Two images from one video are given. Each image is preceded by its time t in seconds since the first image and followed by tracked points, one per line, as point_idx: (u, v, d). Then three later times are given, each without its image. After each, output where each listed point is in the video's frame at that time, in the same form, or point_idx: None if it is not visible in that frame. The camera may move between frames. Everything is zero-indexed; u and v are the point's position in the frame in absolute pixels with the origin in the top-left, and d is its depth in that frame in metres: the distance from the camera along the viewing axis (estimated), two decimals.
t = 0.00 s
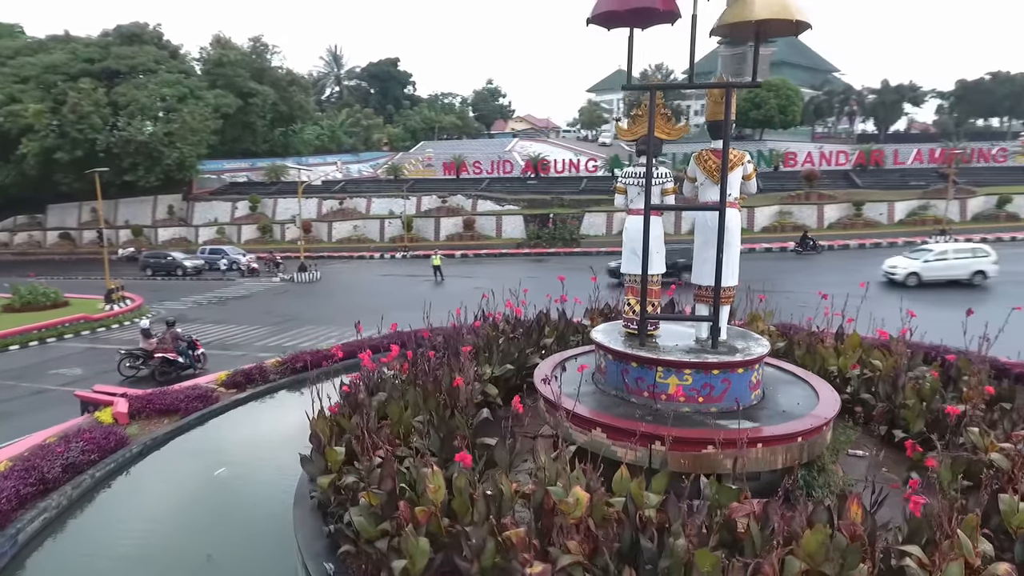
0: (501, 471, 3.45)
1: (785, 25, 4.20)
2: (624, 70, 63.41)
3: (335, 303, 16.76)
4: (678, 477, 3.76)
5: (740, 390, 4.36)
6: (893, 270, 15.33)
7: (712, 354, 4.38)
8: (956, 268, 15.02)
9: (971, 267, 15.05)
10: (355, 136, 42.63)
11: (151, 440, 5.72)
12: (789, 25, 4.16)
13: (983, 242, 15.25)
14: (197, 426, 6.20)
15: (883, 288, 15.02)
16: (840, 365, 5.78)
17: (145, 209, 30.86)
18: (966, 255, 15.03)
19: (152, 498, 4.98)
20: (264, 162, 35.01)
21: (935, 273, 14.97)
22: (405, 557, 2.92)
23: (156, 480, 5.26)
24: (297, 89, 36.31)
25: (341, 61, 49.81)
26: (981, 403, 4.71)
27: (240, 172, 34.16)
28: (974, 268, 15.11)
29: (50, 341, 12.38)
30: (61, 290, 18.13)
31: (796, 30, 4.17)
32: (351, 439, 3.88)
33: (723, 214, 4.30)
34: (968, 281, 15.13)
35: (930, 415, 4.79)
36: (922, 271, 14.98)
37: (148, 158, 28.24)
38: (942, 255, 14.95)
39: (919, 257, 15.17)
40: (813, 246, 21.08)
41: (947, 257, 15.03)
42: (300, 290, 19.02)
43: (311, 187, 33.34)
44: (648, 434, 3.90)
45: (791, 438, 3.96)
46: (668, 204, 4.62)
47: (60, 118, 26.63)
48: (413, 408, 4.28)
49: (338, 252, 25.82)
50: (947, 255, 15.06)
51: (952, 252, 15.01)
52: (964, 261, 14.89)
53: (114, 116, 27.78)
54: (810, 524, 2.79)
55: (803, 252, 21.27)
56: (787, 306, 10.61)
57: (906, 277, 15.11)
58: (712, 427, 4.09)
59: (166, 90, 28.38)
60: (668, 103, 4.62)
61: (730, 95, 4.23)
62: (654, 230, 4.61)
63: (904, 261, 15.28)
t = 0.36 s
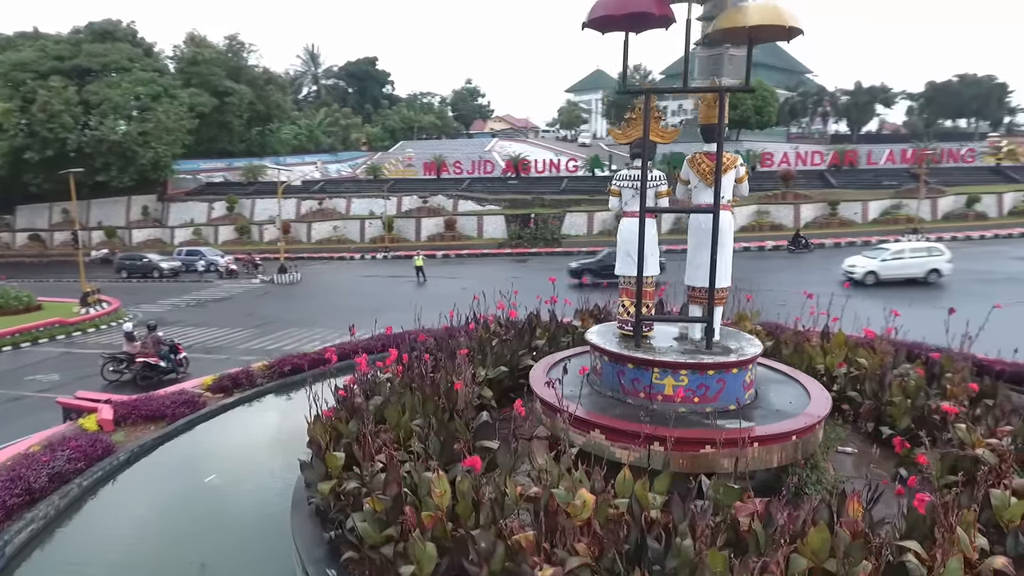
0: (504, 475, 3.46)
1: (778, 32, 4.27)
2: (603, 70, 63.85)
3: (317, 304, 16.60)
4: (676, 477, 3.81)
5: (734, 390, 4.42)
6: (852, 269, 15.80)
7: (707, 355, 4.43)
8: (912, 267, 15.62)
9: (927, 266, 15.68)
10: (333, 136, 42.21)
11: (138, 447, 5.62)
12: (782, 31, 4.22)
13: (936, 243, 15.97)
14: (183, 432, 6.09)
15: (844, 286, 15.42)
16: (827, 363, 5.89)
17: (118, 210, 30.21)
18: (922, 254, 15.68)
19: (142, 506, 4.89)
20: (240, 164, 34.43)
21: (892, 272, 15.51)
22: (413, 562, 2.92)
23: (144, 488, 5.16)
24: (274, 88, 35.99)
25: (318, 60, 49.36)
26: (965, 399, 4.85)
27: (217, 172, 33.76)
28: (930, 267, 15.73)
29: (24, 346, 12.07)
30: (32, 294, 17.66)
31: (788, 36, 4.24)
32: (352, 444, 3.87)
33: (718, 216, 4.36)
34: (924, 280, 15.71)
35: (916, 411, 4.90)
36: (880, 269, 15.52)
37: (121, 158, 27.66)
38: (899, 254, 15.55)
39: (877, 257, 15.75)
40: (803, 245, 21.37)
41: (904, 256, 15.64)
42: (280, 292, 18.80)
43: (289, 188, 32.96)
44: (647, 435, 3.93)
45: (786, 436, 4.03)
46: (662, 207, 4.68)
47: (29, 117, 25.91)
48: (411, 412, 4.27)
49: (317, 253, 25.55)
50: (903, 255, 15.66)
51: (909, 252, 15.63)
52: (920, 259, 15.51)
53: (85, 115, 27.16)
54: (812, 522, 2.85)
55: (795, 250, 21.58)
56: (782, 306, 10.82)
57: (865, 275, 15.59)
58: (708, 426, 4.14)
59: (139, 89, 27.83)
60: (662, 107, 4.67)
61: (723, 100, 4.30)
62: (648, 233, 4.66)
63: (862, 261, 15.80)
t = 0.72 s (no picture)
0: (503, 478, 3.47)
1: (762, 40, 4.40)
2: (569, 71, 64.31)
3: (287, 307, 16.33)
4: (670, 475, 3.87)
5: (721, 389, 4.51)
6: (795, 267, 16.26)
7: (696, 355, 4.52)
8: (853, 265, 16.16)
9: (865, 264, 16.26)
10: (299, 135, 41.49)
11: (115, 458, 5.45)
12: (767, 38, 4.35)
13: (873, 243, 16.59)
14: (161, 442, 5.93)
15: (788, 285, 15.88)
16: (804, 361, 6.06)
17: (75, 211, 28.99)
18: (860, 253, 16.27)
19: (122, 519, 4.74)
20: (204, 163, 34.15)
21: (832, 271, 16.03)
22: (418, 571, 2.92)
23: (123, 501, 5.01)
24: (237, 87, 35.31)
25: (283, 58, 48.58)
26: (937, 394, 5.06)
27: (178, 173, 33.05)
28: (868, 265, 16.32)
29: None
30: None
31: (773, 44, 4.37)
32: (347, 451, 3.83)
33: (704, 219, 4.46)
34: (863, 277, 16.27)
35: (891, 406, 5.08)
36: (821, 268, 16.02)
37: (78, 157, 26.76)
38: (839, 253, 16.06)
39: (818, 255, 16.25)
40: (791, 242, 21.83)
41: (844, 255, 16.17)
42: (249, 295, 18.45)
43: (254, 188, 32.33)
44: (641, 435, 3.98)
45: (772, 433, 4.13)
46: (650, 211, 4.76)
47: None
48: (405, 417, 4.26)
49: (284, 254, 25.13)
50: (843, 254, 16.18)
51: (848, 251, 16.16)
52: (859, 258, 16.08)
53: (39, 113, 26.21)
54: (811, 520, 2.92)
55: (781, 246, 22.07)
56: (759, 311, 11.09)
57: (807, 273, 16.04)
58: (698, 425, 4.21)
59: (97, 86, 26.96)
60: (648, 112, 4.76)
61: (710, 104, 4.44)
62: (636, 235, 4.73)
63: (804, 260, 16.24)
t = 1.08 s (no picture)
0: (502, 482, 3.49)
1: (742, 47, 4.52)
2: (534, 71, 64.64)
3: (254, 310, 16.03)
4: (662, 474, 3.94)
5: (707, 389, 4.60)
6: (739, 267, 16.70)
7: (682, 355, 4.61)
8: (792, 264, 16.54)
9: (805, 263, 16.69)
10: (261, 134, 40.63)
11: (90, 470, 5.30)
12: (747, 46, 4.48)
13: (813, 242, 16.98)
14: (138, 451, 5.77)
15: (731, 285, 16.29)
16: (781, 359, 6.23)
17: (25, 214, 27.64)
18: (800, 253, 16.64)
19: (103, 533, 4.61)
20: (162, 163, 33.31)
21: (772, 270, 16.44)
22: None
23: (101, 514, 4.86)
24: (197, 85, 34.53)
25: (243, 56, 47.65)
26: (909, 388, 5.27)
27: (135, 173, 32.09)
28: (808, 264, 16.76)
29: None
30: None
31: (752, 51, 4.50)
32: (341, 459, 3.81)
33: (689, 222, 4.55)
34: (803, 276, 16.70)
35: (866, 401, 5.26)
36: (763, 267, 16.46)
37: (30, 157, 25.77)
38: (779, 253, 16.45)
39: (760, 255, 16.66)
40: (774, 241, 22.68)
41: (784, 255, 16.56)
42: (215, 298, 18.04)
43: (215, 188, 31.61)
44: (633, 435, 4.05)
45: (759, 431, 4.23)
46: (636, 213, 4.85)
47: None
48: (396, 422, 4.25)
49: (249, 256, 24.63)
50: (782, 253, 16.58)
51: (788, 251, 16.54)
52: (798, 257, 16.46)
53: None
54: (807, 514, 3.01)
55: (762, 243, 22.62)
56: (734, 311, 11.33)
57: (750, 273, 16.55)
58: (687, 424, 4.29)
59: (49, 83, 26.04)
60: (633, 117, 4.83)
61: (692, 109, 4.53)
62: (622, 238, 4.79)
63: (747, 259, 16.70)
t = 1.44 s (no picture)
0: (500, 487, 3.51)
1: (723, 54, 4.64)
2: (497, 72, 64.78)
3: (220, 314, 15.64)
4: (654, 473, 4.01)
5: (692, 389, 4.70)
6: (684, 266, 17.08)
7: (668, 356, 4.69)
8: (735, 263, 16.99)
9: (748, 263, 17.13)
10: (220, 134, 39.58)
11: (63, 485, 5.11)
12: (727, 53, 4.60)
13: (756, 241, 17.39)
14: (112, 464, 5.59)
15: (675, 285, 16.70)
16: (757, 357, 6.38)
17: None
18: (744, 253, 17.03)
19: (81, 549, 4.46)
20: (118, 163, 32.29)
21: (717, 269, 16.85)
22: None
23: (79, 530, 4.69)
24: (153, 83, 33.60)
25: (200, 53, 46.47)
26: (880, 383, 5.47)
27: (88, 173, 30.98)
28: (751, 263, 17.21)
29: None
30: None
31: (733, 58, 4.62)
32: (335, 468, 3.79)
33: (673, 226, 4.66)
34: (747, 275, 17.16)
35: (839, 396, 5.44)
36: (707, 267, 16.84)
37: None
38: (723, 253, 16.84)
39: (704, 255, 17.03)
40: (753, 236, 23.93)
41: (728, 254, 16.99)
42: (177, 302, 17.55)
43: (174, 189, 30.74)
44: (625, 436, 4.11)
45: (745, 429, 4.33)
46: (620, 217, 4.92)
47: None
48: (387, 429, 4.24)
49: (211, 258, 24.01)
50: (726, 253, 17.00)
51: (731, 250, 16.96)
52: (741, 257, 16.86)
53: None
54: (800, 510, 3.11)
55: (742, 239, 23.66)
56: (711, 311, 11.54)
57: (694, 272, 16.97)
58: (674, 424, 4.38)
59: None
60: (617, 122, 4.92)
61: (676, 115, 4.62)
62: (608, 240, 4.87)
63: (691, 259, 17.09)
